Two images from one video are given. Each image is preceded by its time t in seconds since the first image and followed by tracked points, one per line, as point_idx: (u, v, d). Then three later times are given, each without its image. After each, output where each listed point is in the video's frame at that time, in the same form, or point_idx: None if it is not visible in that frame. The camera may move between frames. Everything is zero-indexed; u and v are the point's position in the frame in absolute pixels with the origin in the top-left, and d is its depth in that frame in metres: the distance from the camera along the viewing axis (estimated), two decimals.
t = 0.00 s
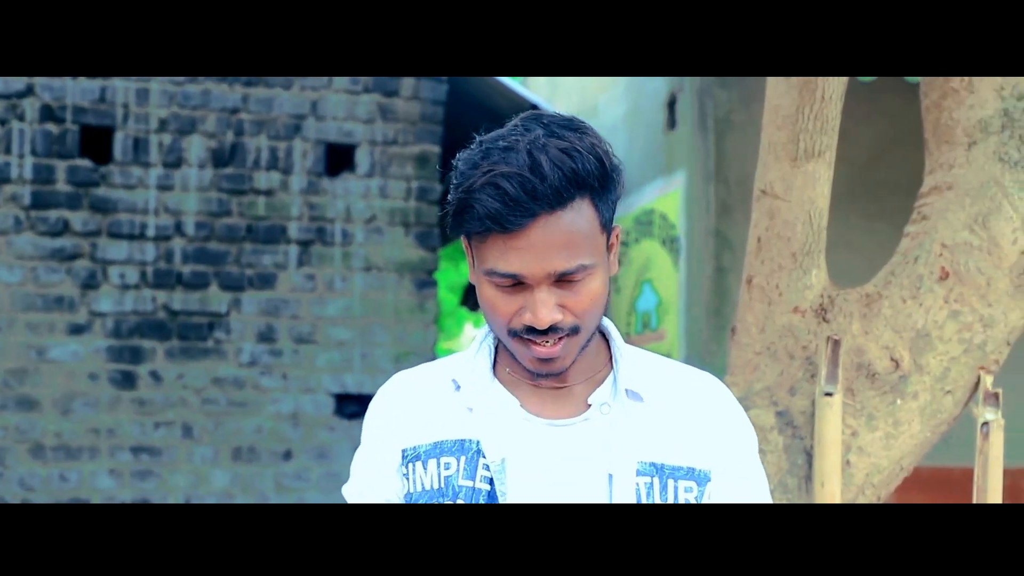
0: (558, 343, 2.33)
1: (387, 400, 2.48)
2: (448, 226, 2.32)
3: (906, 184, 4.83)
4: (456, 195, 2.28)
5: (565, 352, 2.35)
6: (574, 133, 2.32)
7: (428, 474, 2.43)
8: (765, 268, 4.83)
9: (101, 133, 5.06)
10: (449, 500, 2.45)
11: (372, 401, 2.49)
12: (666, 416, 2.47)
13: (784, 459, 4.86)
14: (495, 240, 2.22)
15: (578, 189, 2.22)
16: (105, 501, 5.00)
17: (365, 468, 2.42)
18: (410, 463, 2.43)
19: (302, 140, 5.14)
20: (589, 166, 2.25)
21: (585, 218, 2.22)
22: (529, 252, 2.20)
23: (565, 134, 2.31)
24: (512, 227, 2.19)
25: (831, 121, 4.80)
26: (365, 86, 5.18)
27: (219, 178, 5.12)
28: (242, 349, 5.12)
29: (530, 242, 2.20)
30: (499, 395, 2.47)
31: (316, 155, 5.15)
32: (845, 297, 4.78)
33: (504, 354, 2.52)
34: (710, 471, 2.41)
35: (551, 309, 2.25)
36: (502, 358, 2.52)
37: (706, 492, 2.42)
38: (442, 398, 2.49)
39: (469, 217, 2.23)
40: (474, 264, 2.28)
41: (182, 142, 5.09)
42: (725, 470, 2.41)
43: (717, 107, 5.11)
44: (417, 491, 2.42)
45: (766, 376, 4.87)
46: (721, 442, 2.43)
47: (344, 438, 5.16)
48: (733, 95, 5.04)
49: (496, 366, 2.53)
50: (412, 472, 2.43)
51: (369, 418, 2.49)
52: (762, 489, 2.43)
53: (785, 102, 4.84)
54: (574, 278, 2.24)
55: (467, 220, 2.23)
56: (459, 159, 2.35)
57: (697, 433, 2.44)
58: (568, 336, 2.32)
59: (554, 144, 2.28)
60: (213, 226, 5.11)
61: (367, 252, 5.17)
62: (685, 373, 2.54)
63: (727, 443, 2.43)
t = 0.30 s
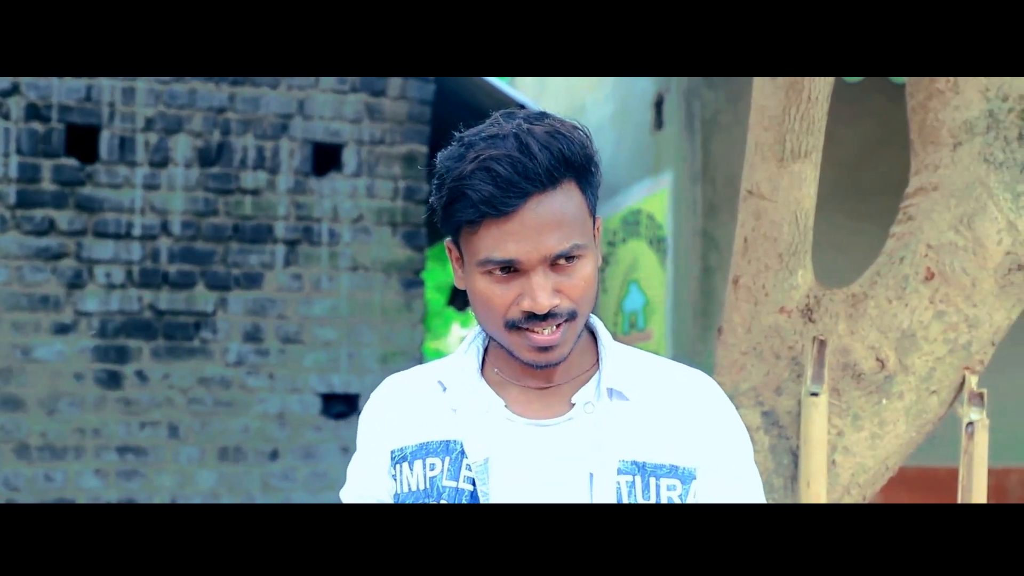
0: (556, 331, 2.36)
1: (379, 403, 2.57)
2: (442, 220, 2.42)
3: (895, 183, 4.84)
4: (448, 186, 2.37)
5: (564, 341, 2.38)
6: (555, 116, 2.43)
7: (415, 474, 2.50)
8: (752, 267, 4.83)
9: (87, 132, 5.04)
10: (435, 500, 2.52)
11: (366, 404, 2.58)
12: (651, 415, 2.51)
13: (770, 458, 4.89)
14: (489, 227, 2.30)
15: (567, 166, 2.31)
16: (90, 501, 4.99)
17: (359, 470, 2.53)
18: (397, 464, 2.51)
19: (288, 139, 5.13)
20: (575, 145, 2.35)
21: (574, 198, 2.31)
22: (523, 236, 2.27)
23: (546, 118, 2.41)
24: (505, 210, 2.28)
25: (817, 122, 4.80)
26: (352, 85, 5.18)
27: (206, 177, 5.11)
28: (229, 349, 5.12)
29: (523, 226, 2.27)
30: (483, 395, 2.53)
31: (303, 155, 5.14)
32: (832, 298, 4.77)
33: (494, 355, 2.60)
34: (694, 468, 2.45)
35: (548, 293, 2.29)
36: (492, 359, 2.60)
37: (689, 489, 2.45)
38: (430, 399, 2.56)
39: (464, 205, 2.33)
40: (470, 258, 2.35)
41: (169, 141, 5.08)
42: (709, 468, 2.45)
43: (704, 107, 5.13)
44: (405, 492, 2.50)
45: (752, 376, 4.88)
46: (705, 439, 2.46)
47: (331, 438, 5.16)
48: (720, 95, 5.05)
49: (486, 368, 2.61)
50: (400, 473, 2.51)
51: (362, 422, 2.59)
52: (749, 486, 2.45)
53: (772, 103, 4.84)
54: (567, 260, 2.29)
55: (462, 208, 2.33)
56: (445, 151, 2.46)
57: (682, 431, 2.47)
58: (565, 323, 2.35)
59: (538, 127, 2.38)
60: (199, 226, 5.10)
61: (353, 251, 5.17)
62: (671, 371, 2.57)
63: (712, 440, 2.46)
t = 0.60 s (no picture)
0: (550, 325, 2.57)
1: (367, 402, 2.64)
2: (438, 211, 2.60)
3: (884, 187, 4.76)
4: (447, 178, 2.56)
5: (557, 334, 2.58)
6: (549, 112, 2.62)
7: (403, 475, 2.58)
8: (740, 268, 4.86)
9: (75, 131, 5.04)
10: (424, 499, 2.60)
11: (354, 402, 2.65)
12: (641, 415, 2.60)
13: (758, 458, 4.90)
14: (488, 220, 2.51)
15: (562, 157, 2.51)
16: (78, 501, 4.98)
17: (346, 467, 2.59)
18: (386, 465, 2.58)
19: (277, 138, 5.12)
20: (568, 138, 2.54)
21: (570, 195, 2.53)
22: (520, 230, 2.49)
23: (539, 112, 2.60)
24: (505, 204, 2.48)
25: (805, 123, 4.83)
26: (341, 85, 5.18)
27: (195, 177, 5.09)
28: (217, 348, 5.11)
29: (522, 220, 2.49)
30: (472, 394, 2.61)
31: (292, 154, 5.13)
32: (820, 298, 4.80)
33: (482, 354, 2.69)
34: (683, 469, 2.56)
35: (544, 287, 2.52)
36: (480, 358, 2.69)
37: (679, 489, 2.56)
38: (418, 398, 2.63)
39: (464, 197, 2.52)
40: (467, 253, 2.56)
41: (157, 140, 5.06)
42: (697, 467, 2.56)
43: (694, 107, 4.94)
44: (393, 491, 2.58)
45: (740, 376, 4.89)
46: (693, 440, 2.57)
47: (320, 437, 5.16)
48: (709, 93, 4.92)
49: (473, 366, 2.70)
50: (388, 473, 2.58)
51: (351, 418, 2.64)
52: (735, 484, 2.57)
53: (760, 103, 4.90)
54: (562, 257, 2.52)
55: (462, 201, 2.52)
56: (441, 146, 2.64)
57: (671, 432, 2.58)
58: (559, 317, 2.57)
59: (534, 121, 2.56)
60: (188, 225, 5.09)
61: (342, 251, 5.16)
62: (660, 372, 2.67)
63: (701, 441, 2.57)
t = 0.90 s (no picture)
0: (551, 307, 2.59)
1: (361, 399, 2.64)
2: (443, 187, 2.66)
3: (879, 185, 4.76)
4: (455, 152, 2.63)
5: (558, 318, 2.60)
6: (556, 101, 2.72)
7: (400, 475, 2.57)
8: (737, 267, 4.85)
9: (72, 130, 5.04)
10: (422, 499, 2.60)
11: (348, 399, 2.64)
12: (638, 414, 2.61)
13: (756, 458, 4.88)
14: (494, 193, 2.57)
15: (570, 137, 2.59)
16: (76, 500, 4.98)
17: (340, 465, 2.58)
18: (381, 464, 2.58)
19: (275, 138, 5.11)
20: (576, 120, 2.62)
21: (575, 175, 2.60)
22: (526, 204, 2.55)
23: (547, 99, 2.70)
24: (512, 175, 2.56)
25: (803, 121, 4.81)
26: (338, 84, 5.18)
27: (192, 176, 5.09)
28: (215, 348, 5.10)
29: (527, 194, 2.55)
30: (470, 393, 2.61)
31: (289, 154, 5.12)
32: (818, 297, 4.79)
33: (477, 353, 2.70)
34: (681, 468, 2.58)
35: (546, 265, 2.56)
36: (474, 357, 2.70)
37: (676, 488, 2.58)
38: (415, 396, 2.63)
39: (472, 169, 2.59)
40: (472, 229, 2.61)
41: (154, 139, 5.05)
42: (694, 467, 2.58)
43: (691, 106, 4.95)
44: (387, 491, 2.58)
45: (737, 375, 4.88)
46: (691, 440, 2.59)
47: (318, 437, 5.15)
48: (706, 92, 4.92)
49: (467, 365, 2.70)
50: (383, 473, 2.58)
51: (343, 415, 2.64)
52: (732, 482, 2.59)
53: (758, 102, 4.88)
54: (565, 237, 2.57)
55: (470, 173, 2.58)
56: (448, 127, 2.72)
57: (668, 431, 2.60)
58: (560, 300, 2.59)
59: (542, 105, 2.66)
60: (185, 225, 5.09)
61: (340, 251, 5.16)
62: (655, 373, 2.69)
63: (698, 441, 2.59)
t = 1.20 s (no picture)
0: (543, 289, 2.62)
1: (361, 397, 2.64)
2: (440, 166, 2.71)
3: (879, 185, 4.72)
4: (453, 132, 2.68)
5: (549, 301, 2.62)
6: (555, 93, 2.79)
7: (400, 473, 2.57)
8: (738, 266, 4.85)
9: (73, 129, 5.04)
10: (421, 499, 2.59)
11: (348, 397, 2.64)
12: (638, 412, 2.61)
13: (756, 457, 4.88)
14: (489, 172, 2.62)
15: (566, 123, 2.64)
16: (76, 499, 4.98)
17: (340, 464, 2.56)
18: (381, 463, 2.57)
19: (275, 137, 5.11)
20: (575, 111, 2.68)
21: (570, 159, 2.65)
22: (520, 184, 2.60)
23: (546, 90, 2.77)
24: (507, 155, 2.61)
25: (804, 120, 4.80)
26: (339, 83, 5.19)
27: (192, 175, 5.08)
28: (215, 347, 5.10)
29: (522, 174, 2.60)
30: (470, 392, 2.61)
31: (289, 153, 5.11)
32: (819, 296, 4.79)
33: (477, 351, 2.71)
34: (680, 467, 2.57)
35: (538, 245, 2.60)
36: (474, 355, 2.71)
37: (674, 487, 2.57)
38: (415, 394, 2.63)
39: (468, 148, 2.64)
40: (465, 210, 2.65)
41: (154, 139, 5.04)
42: (693, 466, 2.57)
43: (691, 106, 4.93)
44: (388, 490, 2.57)
45: (738, 374, 4.88)
46: (690, 438, 2.58)
47: (319, 436, 5.17)
48: (708, 91, 4.91)
49: (467, 364, 2.71)
50: (384, 471, 2.57)
51: (343, 415, 2.63)
52: (732, 482, 2.59)
53: (758, 101, 4.87)
54: (557, 220, 2.62)
55: (466, 151, 2.64)
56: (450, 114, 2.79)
57: (667, 429, 2.59)
58: (552, 283, 2.62)
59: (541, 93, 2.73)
60: (186, 224, 5.09)
61: (340, 250, 5.16)
62: (655, 371, 2.70)
63: (697, 440, 2.59)
